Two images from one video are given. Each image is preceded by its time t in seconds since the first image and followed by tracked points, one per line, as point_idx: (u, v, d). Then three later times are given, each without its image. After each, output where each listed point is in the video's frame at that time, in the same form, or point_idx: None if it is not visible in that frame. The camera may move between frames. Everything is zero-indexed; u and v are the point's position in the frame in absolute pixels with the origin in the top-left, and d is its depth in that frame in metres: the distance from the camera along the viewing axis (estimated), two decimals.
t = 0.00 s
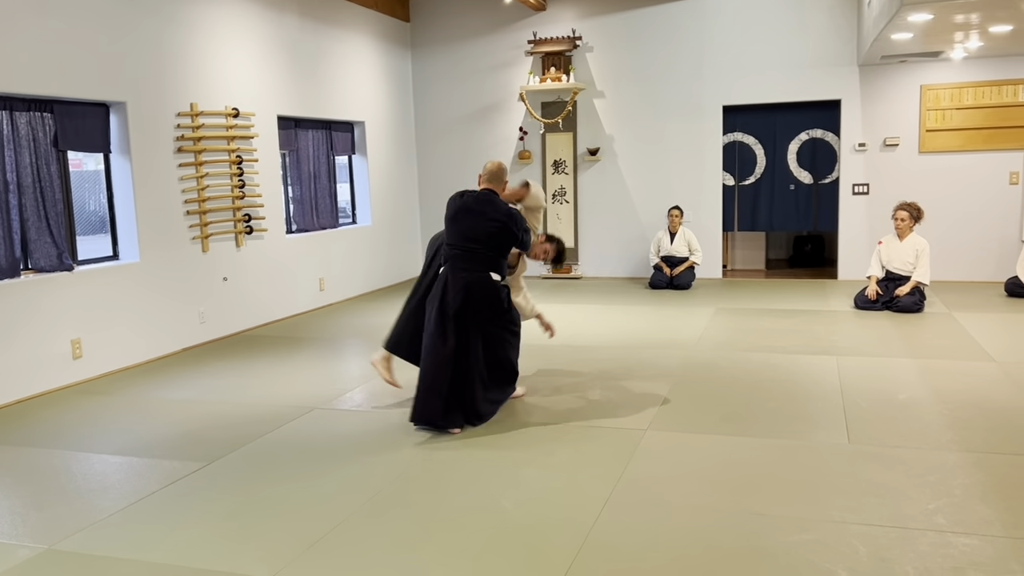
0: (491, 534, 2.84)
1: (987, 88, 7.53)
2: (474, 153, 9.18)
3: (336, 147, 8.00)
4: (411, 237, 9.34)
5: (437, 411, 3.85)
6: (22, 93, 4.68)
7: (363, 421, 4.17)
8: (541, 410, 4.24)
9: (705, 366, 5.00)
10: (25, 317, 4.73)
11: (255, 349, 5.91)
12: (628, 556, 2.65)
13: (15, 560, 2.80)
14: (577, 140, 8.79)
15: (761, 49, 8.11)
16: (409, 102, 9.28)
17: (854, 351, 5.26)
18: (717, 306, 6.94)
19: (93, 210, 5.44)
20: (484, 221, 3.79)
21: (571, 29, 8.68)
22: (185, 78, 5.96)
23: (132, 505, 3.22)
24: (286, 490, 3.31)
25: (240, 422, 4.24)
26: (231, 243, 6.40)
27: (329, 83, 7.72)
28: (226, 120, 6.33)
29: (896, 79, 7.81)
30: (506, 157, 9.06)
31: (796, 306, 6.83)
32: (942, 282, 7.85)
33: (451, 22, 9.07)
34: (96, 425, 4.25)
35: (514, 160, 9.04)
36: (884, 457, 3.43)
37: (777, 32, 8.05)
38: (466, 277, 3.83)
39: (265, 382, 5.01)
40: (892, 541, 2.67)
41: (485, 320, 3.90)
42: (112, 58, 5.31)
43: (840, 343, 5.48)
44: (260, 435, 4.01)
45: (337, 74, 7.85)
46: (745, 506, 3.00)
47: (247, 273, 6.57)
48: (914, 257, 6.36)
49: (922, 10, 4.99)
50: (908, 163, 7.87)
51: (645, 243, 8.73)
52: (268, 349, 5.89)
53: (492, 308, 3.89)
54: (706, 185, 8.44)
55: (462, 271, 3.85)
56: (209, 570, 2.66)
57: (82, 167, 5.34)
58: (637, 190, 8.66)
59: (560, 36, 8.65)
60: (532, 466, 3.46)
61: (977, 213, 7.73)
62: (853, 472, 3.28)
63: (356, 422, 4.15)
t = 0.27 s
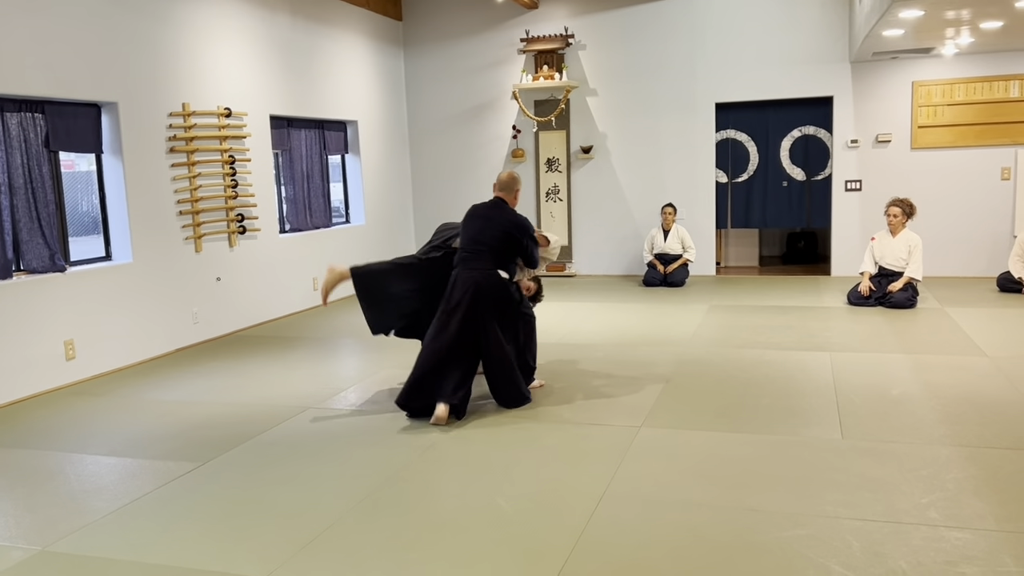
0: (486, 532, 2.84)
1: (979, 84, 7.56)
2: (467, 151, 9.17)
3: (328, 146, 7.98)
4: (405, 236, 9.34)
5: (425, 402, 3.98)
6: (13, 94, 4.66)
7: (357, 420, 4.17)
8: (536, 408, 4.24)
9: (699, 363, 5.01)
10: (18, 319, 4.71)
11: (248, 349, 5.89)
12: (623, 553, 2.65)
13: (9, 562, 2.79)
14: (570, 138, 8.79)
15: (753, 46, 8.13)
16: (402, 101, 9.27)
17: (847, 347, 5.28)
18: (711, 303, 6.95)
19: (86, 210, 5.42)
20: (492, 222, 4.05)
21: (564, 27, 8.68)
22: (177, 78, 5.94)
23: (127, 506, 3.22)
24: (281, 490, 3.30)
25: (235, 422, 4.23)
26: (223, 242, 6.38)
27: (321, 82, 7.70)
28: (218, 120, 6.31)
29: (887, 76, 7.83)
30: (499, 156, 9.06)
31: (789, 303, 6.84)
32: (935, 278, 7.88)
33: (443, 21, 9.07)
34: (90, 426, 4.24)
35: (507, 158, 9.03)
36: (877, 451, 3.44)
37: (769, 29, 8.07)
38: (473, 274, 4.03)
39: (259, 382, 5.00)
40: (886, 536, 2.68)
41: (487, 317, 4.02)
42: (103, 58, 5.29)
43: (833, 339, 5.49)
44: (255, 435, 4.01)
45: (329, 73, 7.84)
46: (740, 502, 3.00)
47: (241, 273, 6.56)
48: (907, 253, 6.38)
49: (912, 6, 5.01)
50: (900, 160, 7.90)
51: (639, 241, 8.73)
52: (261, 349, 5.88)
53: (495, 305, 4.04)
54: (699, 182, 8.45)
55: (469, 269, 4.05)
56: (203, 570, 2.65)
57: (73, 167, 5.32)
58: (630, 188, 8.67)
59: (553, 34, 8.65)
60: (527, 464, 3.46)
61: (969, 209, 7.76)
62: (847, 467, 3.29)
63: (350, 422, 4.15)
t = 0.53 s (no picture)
0: (481, 530, 2.84)
1: (971, 81, 7.57)
2: (462, 150, 9.17)
3: (322, 145, 7.97)
4: (400, 235, 9.33)
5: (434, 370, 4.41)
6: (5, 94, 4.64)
7: (352, 420, 4.17)
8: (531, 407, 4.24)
9: (694, 361, 5.02)
10: (12, 319, 4.70)
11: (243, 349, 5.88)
12: (618, 550, 2.65)
13: (3, 564, 2.78)
14: (564, 136, 8.79)
15: (747, 44, 8.13)
16: (396, 100, 9.26)
17: (841, 344, 5.29)
18: (705, 301, 6.96)
19: (79, 210, 5.41)
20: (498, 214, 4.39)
21: (557, 25, 8.68)
22: (170, 77, 5.92)
23: (122, 506, 3.22)
24: (276, 490, 3.30)
25: (229, 422, 4.22)
26: (217, 242, 6.37)
27: (315, 81, 7.69)
28: (211, 120, 6.30)
29: (880, 73, 7.84)
30: (493, 155, 9.06)
31: (784, 300, 6.85)
32: (928, 275, 7.90)
33: (437, 20, 9.06)
34: (84, 427, 4.23)
35: (501, 157, 9.03)
36: (871, 448, 3.45)
37: (762, 27, 8.07)
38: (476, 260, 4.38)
39: (253, 382, 5.00)
40: (880, 532, 2.69)
41: (504, 303, 4.36)
42: (96, 58, 5.27)
43: (828, 336, 5.51)
44: (250, 435, 4.00)
45: (323, 73, 7.83)
46: (735, 499, 3.01)
47: (235, 273, 6.55)
48: (901, 250, 6.40)
49: (904, 3, 5.02)
50: (894, 157, 7.92)
51: (634, 239, 8.74)
52: (256, 349, 5.87)
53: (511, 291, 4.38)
54: (694, 180, 8.46)
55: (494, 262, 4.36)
56: (198, 571, 2.65)
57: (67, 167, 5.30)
58: (625, 186, 8.67)
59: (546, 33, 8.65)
60: (522, 462, 3.46)
61: (963, 206, 7.78)
62: (841, 464, 3.30)
63: (345, 421, 4.15)
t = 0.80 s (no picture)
0: (477, 531, 2.84)
1: (966, 79, 7.58)
2: (457, 149, 9.16)
3: (317, 145, 7.96)
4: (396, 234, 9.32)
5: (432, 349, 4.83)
6: None
7: (348, 420, 4.16)
8: (526, 406, 4.24)
9: (689, 359, 5.02)
10: (6, 320, 4.69)
11: (238, 349, 5.88)
12: (614, 549, 2.65)
13: None
14: (560, 135, 8.77)
15: (742, 43, 8.14)
16: (391, 100, 9.25)
17: (837, 342, 5.30)
18: (701, 299, 6.96)
19: (74, 210, 5.39)
20: (494, 215, 4.44)
21: (553, 24, 8.67)
22: (164, 77, 5.91)
23: (116, 507, 3.21)
24: (271, 491, 3.29)
25: (225, 422, 4.22)
26: (212, 242, 6.36)
27: (310, 81, 7.68)
28: (206, 120, 6.28)
29: (875, 72, 7.85)
30: (489, 154, 9.05)
31: (779, 299, 6.86)
32: (923, 273, 7.92)
33: (432, 19, 9.05)
34: (79, 427, 4.22)
35: (497, 156, 9.02)
36: (867, 446, 3.45)
37: (757, 26, 8.08)
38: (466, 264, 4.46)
39: (248, 382, 4.99)
40: (875, 530, 2.69)
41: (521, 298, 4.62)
42: (90, 57, 5.25)
43: (823, 334, 5.51)
44: (245, 435, 4.00)
45: (318, 72, 7.81)
46: (730, 497, 3.01)
47: (230, 273, 6.53)
48: (896, 249, 6.41)
49: (899, 2, 5.02)
50: (888, 155, 7.93)
51: (629, 238, 8.74)
52: (251, 349, 5.86)
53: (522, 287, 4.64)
54: (689, 179, 8.46)
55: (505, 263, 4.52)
56: (193, 572, 2.64)
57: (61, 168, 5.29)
58: (620, 185, 8.68)
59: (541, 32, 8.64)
60: (518, 462, 3.46)
61: (957, 204, 7.79)
62: (837, 462, 3.30)
63: (341, 422, 4.14)
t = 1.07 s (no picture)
0: (473, 530, 2.84)
1: (961, 78, 7.60)
2: (454, 149, 9.16)
3: (313, 145, 7.94)
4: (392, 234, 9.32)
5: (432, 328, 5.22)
6: None
7: (344, 419, 4.16)
8: (522, 405, 4.24)
9: (686, 359, 5.03)
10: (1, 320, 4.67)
11: (235, 349, 5.87)
12: (610, 548, 2.65)
13: None
14: (556, 134, 8.78)
15: (738, 42, 8.15)
16: (387, 99, 9.24)
17: (833, 341, 5.31)
18: (697, 298, 6.97)
19: (69, 210, 5.38)
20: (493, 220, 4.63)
21: (549, 23, 8.67)
22: (159, 76, 5.89)
23: (112, 507, 3.20)
24: (268, 491, 3.28)
25: (221, 422, 4.21)
26: (208, 242, 6.35)
27: (307, 80, 7.68)
28: (202, 119, 6.27)
29: (871, 71, 7.87)
30: (485, 153, 9.05)
31: (775, 298, 6.87)
32: (919, 272, 7.93)
33: (428, 18, 9.04)
34: (74, 427, 4.21)
35: (493, 155, 9.02)
36: (862, 445, 3.46)
37: (753, 25, 8.08)
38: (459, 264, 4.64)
39: (244, 381, 4.98)
40: (871, 529, 2.70)
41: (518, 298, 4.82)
42: (85, 56, 5.24)
43: (819, 333, 5.52)
44: (241, 435, 3.99)
45: (314, 71, 7.80)
46: (726, 496, 3.02)
47: (226, 273, 6.53)
48: (892, 248, 6.43)
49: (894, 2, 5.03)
50: (884, 155, 7.94)
51: (626, 237, 8.75)
52: (247, 348, 5.85)
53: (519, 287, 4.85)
54: (685, 178, 8.46)
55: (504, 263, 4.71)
56: (189, 572, 2.64)
57: (56, 167, 5.27)
58: (617, 184, 8.68)
59: (537, 31, 8.64)
60: (514, 461, 3.46)
61: (953, 203, 7.81)
62: (833, 461, 3.31)
63: (337, 421, 4.14)
